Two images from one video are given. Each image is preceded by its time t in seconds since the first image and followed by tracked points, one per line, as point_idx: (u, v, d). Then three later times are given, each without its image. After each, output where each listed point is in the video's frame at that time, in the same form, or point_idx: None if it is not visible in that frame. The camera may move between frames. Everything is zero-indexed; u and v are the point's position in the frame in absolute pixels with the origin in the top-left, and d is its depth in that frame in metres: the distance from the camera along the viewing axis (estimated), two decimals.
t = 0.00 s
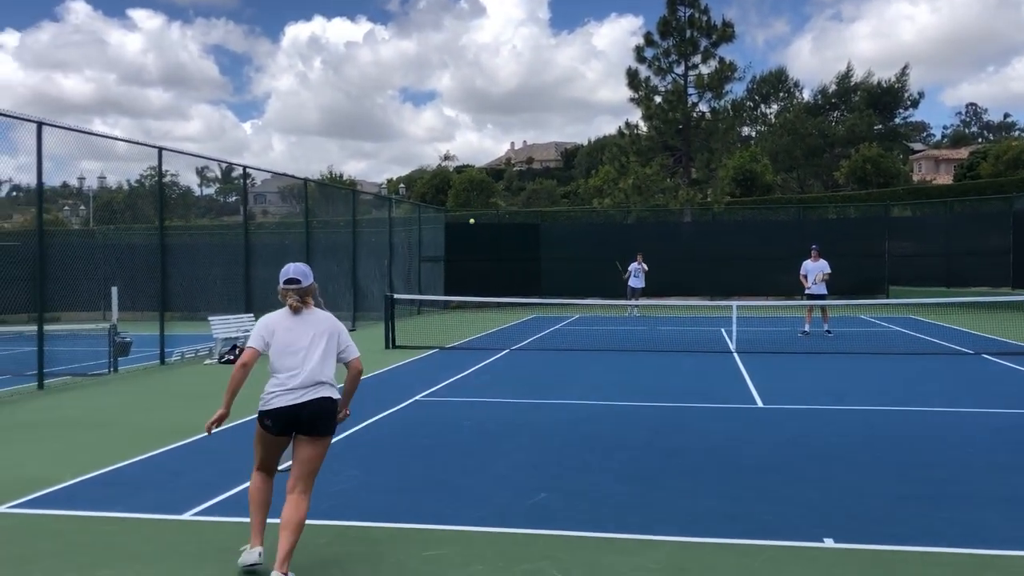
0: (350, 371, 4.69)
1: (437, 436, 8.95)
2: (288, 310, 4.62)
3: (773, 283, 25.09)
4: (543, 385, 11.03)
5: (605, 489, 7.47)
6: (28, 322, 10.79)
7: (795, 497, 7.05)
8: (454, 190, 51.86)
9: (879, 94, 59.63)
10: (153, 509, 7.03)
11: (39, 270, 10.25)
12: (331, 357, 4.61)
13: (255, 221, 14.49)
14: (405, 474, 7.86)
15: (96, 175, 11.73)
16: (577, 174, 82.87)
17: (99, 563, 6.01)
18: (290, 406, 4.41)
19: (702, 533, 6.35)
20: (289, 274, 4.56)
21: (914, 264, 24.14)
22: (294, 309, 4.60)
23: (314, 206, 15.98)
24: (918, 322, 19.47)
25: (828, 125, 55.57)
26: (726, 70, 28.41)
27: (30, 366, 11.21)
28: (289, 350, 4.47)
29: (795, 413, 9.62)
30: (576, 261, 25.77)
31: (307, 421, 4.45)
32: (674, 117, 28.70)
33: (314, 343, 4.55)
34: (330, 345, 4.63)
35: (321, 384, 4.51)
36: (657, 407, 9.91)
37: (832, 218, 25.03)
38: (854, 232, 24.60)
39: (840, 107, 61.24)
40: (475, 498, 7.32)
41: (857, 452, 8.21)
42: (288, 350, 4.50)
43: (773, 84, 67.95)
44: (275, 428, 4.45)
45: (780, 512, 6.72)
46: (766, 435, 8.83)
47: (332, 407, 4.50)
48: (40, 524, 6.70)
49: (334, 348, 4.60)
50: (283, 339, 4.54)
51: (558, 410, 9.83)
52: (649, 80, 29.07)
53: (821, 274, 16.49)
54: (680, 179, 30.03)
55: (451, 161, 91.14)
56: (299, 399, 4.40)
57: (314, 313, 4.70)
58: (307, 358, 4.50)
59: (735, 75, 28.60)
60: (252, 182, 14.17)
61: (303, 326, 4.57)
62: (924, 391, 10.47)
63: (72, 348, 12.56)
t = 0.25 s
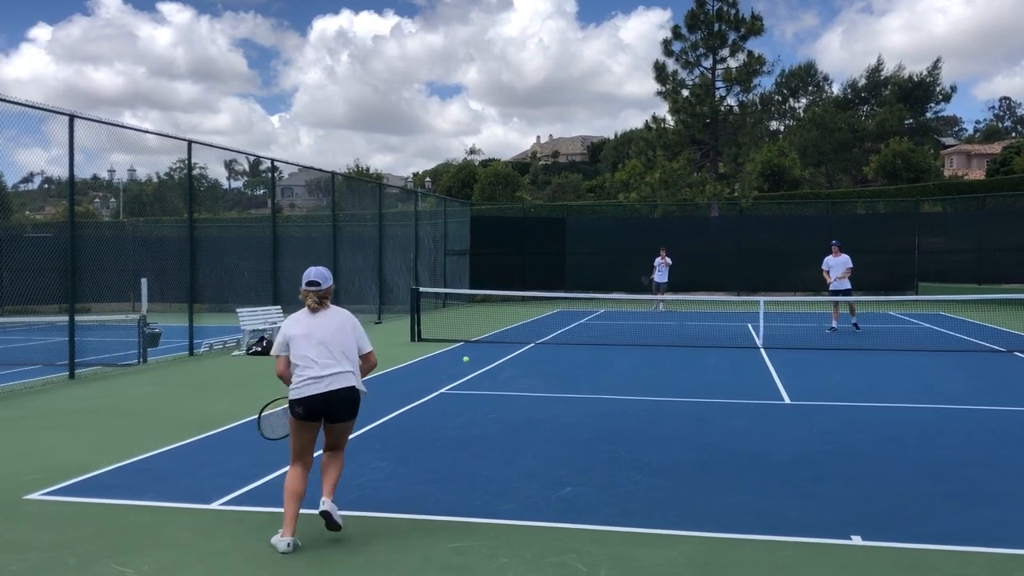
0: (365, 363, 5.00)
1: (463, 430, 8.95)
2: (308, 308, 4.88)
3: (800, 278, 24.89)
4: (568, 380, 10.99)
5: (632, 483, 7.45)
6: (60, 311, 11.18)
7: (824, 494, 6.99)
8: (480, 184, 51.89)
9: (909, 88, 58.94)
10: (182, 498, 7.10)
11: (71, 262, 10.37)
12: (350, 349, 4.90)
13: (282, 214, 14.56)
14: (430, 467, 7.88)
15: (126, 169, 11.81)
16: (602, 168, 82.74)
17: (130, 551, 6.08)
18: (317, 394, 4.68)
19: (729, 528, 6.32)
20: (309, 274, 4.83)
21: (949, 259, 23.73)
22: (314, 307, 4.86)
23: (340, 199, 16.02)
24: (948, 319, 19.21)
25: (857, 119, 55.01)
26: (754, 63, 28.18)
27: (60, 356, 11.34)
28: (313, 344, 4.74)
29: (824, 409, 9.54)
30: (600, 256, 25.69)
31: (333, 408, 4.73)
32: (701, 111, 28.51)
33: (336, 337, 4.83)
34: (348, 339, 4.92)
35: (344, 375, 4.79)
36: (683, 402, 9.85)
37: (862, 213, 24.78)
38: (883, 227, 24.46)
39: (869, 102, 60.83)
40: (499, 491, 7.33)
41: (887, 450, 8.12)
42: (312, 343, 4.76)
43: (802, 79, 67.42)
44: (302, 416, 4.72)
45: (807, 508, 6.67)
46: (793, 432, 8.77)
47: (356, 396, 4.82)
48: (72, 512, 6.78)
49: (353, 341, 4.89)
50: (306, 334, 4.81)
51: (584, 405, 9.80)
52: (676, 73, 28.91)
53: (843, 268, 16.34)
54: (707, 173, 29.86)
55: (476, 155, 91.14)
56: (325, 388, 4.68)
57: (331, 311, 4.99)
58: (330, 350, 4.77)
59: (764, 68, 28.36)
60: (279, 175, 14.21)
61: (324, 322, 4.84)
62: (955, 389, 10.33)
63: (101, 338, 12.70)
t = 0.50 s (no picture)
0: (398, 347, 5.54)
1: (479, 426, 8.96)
2: (350, 294, 5.48)
3: (818, 276, 24.75)
4: (584, 377, 10.98)
5: (647, 481, 7.44)
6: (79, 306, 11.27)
7: (841, 494, 6.95)
8: (497, 180, 51.93)
9: (930, 85, 58.46)
10: (200, 492, 7.16)
11: (91, 259, 10.36)
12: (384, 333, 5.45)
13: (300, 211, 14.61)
14: (445, 463, 7.91)
15: (146, 164, 11.83)
16: (619, 165, 82.58)
17: (149, 543, 6.14)
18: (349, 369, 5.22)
19: (745, 527, 6.30)
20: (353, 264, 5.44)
21: (968, 258, 23.71)
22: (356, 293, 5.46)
23: (358, 195, 16.06)
24: (968, 318, 19.05)
25: (877, 117, 54.63)
26: (773, 60, 28.04)
27: (81, 350, 11.45)
28: (350, 324, 5.31)
29: (842, 409, 9.48)
30: (617, 252, 25.64)
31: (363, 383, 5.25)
32: (719, 107, 28.41)
33: (372, 320, 5.39)
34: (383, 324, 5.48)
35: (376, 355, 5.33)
36: (700, 401, 9.82)
37: (881, 211, 24.59)
38: (903, 225, 24.23)
39: (890, 99, 60.48)
40: (514, 487, 7.34)
41: (906, 449, 8.06)
42: (350, 324, 5.34)
43: (821, 75, 67.02)
44: (335, 389, 5.26)
45: (824, 508, 6.64)
46: (810, 431, 8.72)
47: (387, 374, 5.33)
48: (92, 504, 6.86)
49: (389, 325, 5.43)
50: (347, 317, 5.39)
51: (600, 402, 9.79)
52: (694, 70, 28.82)
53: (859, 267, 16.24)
54: (724, 170, 29.74)
55: (493, 151, 91.14)
56: (358, 363, 5.21)
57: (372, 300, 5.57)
58: (365, 331, 5.34)
59: (783, 65, 28.22)
60: (297, 171, 14.25)
61: (363, 306, 5.40)
62: (974, 389, 10.25)
63: (121, 332, 12.81)
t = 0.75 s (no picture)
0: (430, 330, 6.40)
1: (492, 426, 8.97)
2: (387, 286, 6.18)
3: (831, 277, 24.65)
4: (598, 377, 10.96)
5: (660, 481, 7.43)
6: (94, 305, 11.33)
7: (855, 495, 6.93)
8: (510, 180, 51.97)
9: (946, 86, 58.15)
10: (214, 490, 7.19)
11: (107, 257, 10.44)
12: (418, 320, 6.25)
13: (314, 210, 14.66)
14: (459, 463, 7.91)
15: (162, 164, 11.80)
16: (632, 165, 82.49)
17: (163, 541, 6.17)
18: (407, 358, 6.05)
19: (758, 529, 6.29)
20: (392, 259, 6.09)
21: (985, 259, 23.54)
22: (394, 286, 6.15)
23: (372, 196, 16.08)
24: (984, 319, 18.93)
25: (892, 117, 54.37)
26: (787, 60, 27.94)
27: (96, 348, 11.53)
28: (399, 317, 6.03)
29: (856, 410, 9.45)
30: (629, 253, 25.61)
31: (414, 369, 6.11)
32: (733, 108, 28.34)
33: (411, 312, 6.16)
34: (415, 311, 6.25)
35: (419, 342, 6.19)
36: (713, 402, 9.80)
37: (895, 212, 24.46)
38: (918, 226, 24.10)
39: (904, 99, 60.27)
40: (527, 487, 7.34)
41: (921, 451, 8.02)
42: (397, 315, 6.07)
43: (835, 76, 66.77)
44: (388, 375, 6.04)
45: (839, 510, 6.62)
46: (825, 432, 8.69)
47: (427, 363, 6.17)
48: (108, 501, 6.90)
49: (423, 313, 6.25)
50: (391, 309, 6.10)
51: (613, 403, 9.78)
52: (708, 70, 28.75)
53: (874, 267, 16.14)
54: (738, 171, 29.67)
55: (505, 152, 91.16)
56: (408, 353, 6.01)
57: (403, 290, 6.31)
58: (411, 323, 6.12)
59: (797, 65, 28.12)
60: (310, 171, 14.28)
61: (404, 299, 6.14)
62: (990, 391, 10.19)
63: (136, 331, 12.86)
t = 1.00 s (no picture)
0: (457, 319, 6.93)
1: (498, 428, 8.95)
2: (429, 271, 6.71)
3: (838, 279, 24.59)
4: (605, 379, 10.94)
5: (666, 483, 7.41)
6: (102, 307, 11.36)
7: (863, 498, 6.90)
8: (516, 182, 51.96)
9: (953, 86, 58.01)
10: (220, 492, 7.19)
11: (115, 260, 10.49)
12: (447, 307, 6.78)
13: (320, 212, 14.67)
14: (466, 465, 7.91)
15: (169, 166, 11.80)
16: (638, 167, 82.44)
17: (170, 543, 6.18)
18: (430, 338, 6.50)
19: (765, 531, 6.26)
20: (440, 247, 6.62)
21: (991, 260, 23.51)
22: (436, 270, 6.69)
23: (378, 198, 16.08)
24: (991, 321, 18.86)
25: (898, 118, 54.25)
26: (793, 62, 27.90)
27: (103, 350, 11.55)
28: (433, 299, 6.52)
29: (864, 413, 9.41)
30: (635, 254, 25.59)
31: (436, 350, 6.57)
32: (739, 109, 28.30)
33: (445, 297, 6.68)
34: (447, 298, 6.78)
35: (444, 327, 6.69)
36: (720, 404, 9.77)
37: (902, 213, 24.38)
38: (925, 227, 24.02)
39: (911, 100, 60.20)
40: (534, 489, 7.33)
41: (929, 454, 7.98)
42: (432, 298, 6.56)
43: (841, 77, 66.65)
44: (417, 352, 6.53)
45: (846, 512, 6.60)
46: (832, 434, 8.66)
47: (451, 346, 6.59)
48: (115, 503, 6.91)
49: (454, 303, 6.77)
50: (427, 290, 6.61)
51: (620, 405, 9.76)
52: (714, 72, 28.72)
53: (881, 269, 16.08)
54: (744, 172, 29.62)
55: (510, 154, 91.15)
56: (432, 333, 6.46)
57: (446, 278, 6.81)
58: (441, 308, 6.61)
59: (803, 66, 28.07)
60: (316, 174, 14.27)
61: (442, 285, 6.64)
62: (999, 393, 10.14)
63: (143, 333, 12.89)
